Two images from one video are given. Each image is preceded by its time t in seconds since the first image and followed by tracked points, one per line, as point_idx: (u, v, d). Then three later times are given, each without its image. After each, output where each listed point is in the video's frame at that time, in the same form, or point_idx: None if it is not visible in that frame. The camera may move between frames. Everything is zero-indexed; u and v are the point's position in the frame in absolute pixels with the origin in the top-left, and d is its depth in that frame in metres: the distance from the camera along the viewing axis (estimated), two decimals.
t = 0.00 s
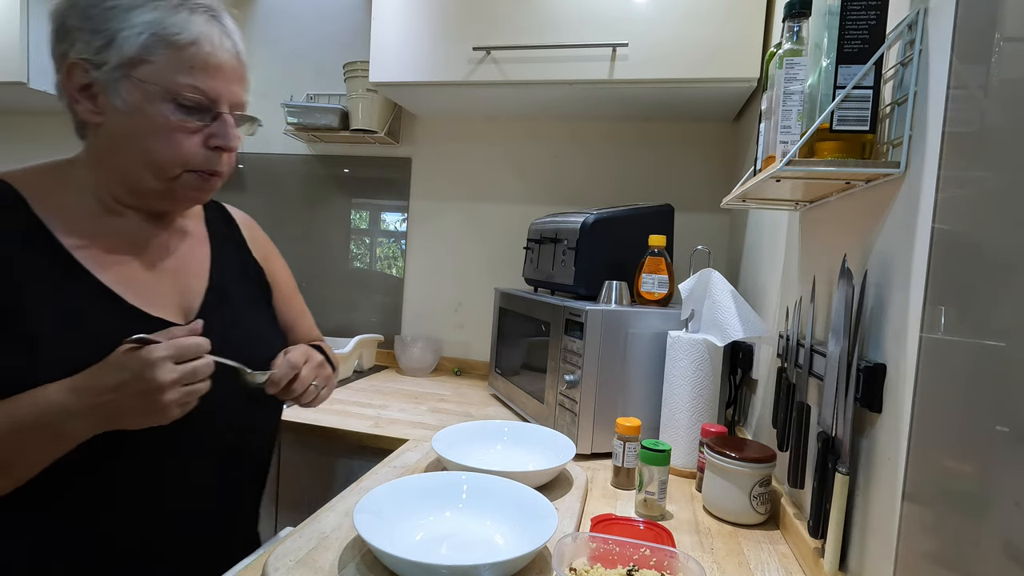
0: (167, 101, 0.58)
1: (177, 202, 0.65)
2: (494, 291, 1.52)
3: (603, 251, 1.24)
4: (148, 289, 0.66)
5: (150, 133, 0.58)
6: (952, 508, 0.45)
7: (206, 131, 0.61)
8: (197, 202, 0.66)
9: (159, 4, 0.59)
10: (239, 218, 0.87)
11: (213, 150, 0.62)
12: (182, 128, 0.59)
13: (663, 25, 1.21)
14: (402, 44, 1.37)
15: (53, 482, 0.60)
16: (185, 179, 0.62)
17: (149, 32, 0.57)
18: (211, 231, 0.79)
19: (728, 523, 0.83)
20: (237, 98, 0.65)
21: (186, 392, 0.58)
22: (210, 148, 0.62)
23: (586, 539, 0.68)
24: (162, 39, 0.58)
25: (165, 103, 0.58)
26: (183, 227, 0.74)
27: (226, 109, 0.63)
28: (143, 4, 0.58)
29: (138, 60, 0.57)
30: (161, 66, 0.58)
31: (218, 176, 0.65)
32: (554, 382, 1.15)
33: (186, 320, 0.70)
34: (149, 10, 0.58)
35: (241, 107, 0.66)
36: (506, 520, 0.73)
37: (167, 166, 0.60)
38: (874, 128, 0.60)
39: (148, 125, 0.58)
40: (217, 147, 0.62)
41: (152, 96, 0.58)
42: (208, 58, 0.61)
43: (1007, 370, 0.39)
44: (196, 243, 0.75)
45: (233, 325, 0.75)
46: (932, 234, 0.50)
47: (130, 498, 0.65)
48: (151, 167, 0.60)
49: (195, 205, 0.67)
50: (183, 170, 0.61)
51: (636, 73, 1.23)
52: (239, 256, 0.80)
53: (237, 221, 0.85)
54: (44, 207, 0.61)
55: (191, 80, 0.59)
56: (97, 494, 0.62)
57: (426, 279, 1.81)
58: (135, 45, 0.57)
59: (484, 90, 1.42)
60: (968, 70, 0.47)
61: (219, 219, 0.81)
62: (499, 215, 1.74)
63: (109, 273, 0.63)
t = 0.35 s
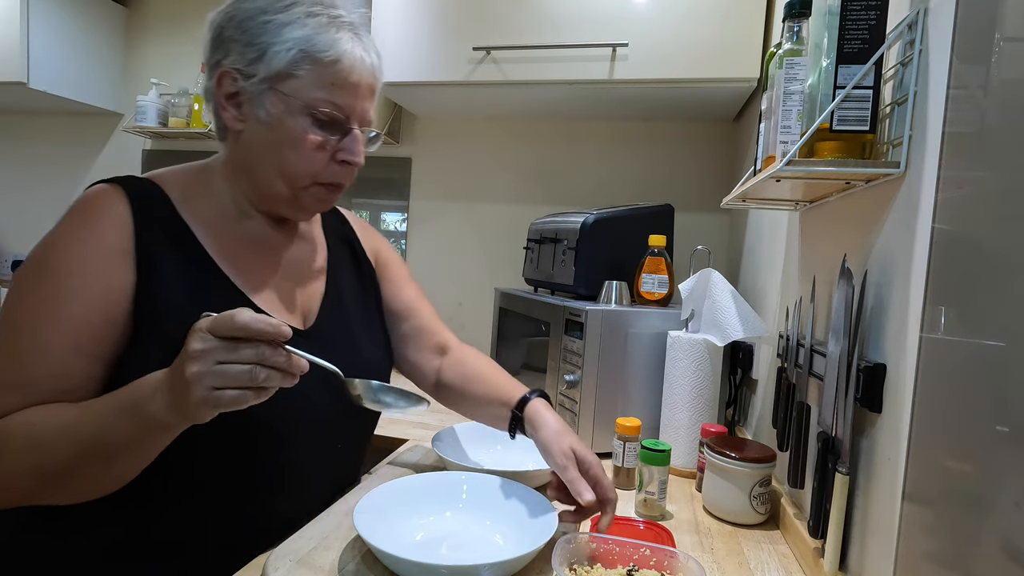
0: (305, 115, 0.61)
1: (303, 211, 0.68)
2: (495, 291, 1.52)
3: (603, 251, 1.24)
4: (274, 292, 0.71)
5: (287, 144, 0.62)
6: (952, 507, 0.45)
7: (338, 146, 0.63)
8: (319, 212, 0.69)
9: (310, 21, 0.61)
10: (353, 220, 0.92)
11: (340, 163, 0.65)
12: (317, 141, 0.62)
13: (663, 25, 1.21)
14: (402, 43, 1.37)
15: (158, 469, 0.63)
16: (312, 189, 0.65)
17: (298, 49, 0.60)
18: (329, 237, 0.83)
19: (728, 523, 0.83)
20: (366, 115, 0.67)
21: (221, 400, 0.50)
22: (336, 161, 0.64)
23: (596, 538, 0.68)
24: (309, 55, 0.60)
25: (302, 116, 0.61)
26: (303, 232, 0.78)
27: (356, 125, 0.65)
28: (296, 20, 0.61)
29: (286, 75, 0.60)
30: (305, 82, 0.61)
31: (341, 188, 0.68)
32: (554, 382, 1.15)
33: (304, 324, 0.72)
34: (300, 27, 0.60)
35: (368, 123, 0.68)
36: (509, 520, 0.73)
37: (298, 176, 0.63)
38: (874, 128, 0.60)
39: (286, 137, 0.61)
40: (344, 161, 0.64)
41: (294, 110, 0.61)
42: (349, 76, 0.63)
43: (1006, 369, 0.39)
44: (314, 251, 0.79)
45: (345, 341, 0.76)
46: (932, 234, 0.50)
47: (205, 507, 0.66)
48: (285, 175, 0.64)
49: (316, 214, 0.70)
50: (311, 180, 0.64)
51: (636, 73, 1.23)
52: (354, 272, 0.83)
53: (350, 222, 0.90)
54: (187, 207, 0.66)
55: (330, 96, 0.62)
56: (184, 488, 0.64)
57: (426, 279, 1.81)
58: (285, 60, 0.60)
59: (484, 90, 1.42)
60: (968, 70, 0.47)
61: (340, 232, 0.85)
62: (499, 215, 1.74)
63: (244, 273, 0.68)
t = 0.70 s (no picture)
0: (335, 117, 0.61)
1: (326, 217, 0.68)
2: (494, 291, 1.52)
3: (603, 252, 1.24)
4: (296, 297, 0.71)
5: (316, 149, 0.61)
6: (952, 508, 0.45)
7: (366, 151, 0.63)
8: (343, 218, 0.69)
9: (345, 22, 0.60)
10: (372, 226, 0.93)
11: (367, 168, 0.64)
12: (345, 145, 0.61)
13: (663, 26, 1.21)
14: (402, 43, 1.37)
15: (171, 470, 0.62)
16: (338, 195, 0.65)
17: (332, 50, 0.59)
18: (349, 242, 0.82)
19: (728, 523, 0.83)
20: (396, 120, 0.66)
21: (272, 386, 0.48)
22: (364, 167, 0.63)
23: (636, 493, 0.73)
24: (342, 57, 0.59)
25: (332, 119, 0.61)
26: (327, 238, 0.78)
27: (385, 130, 0.64)
28: (330, 21, 0.60)
29: (318, 77, 0.60)
30: (337, 85, 0.60)
31: (366, 194, 0.67)
32: (554, 382, 1.15)
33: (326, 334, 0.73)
34: (334, 28, 0.59)
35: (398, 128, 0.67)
36: (511, 519, 0.73)
37: (324, 181, 0.63)
38: (874, 128, 0.60)
39: (315, 141, 0.61)
40: (372, 167, 0.64)
41: (324, 114, 0.60)
42: (382, 79, 0.61)
43: (1006, 369, 0.39)
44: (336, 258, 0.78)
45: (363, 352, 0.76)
46: (932, 234, 0.50)
47: (213, 509, 0.64)
48: (311, 180, 0.63)
49: (339, 219, 0.69)
50: (338, 184, 0.64)
51: (636, 73, 1.23)
52: (376, 281, 0.83)
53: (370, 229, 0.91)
54: (213, 207, 0.66)
55: (362, 99, 0.61)
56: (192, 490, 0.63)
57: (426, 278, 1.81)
58: (318, 62, 0.59)
59: (483, 90, 1.42)
60: (968, 70, 0.47)
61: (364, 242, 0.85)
62: (499, 215, 1.74)
63: (268, 277, 0.68)
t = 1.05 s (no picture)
0: (299, 109, 0.60)
1: (285, 206, 0.68)
2: (495, 291, 1.52)
3: (603, 251, 1.24)
4: (260, 284, 0.70)
5: (278, 139, 0.61)
6: (953, 508, 0.45)
7: (330, 144, 0.63)
8: (302, 208, 0.69)
9: (312, 12, 0.60)
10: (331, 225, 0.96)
11: (330, 161, 0.65)
12: (309, 138, 0.62)
13: (663, 26, 1.21)
14: (403, 43, 1.37)
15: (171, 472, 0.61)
16: (298, 185, 0.65)
17: (298, 41, 0.59)
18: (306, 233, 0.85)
19: (728, 523, 0.83)
20: (359, 113, 0.67)
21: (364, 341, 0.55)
22: (327, 159, 0.64)
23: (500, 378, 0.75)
24: (308, 48, 0.59)
25: (296, 110, 0.60)
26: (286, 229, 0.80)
27: (349, 122, 0.65)
28: (295, 9, 0.59)
29: (283, 67, 0.59)
30: (301, 76, 0.60)
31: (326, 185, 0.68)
32: (554, 382, 1.15)
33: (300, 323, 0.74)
34: (301, 18, 0.59)
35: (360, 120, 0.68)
36: (509, 518, 0.73)
37: (285, 171, 0.63)
38: (874, 128, 0.60)
39: (277, 132, 0.61)
40: (335, 160, 0.65)
41: (287, 105, 0.60)
42: (348, 72, 0.62)
43: (1006, 370, 0.39)
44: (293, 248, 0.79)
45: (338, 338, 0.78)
46: (932, 234, 0.50)
47: (212, 514, 0.63)
48: (272, 170, 0.63)
49: (300, 208, 0.70)
50: (301, 176, 0.64)
51: (636, 74, 1.23)
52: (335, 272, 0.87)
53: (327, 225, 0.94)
54: (172, 191, 0.63)
55: (327, 92, 0.61)
56: (204, 492, 0.62)
57: (426, 278, 1.81)
58: (283, 52, 0.59)
59: (484, 90, 1.42)
60: (968, 70, 0.46)
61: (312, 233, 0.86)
62: (499, 215, 1.74)
63: (237, 264, 0.67)
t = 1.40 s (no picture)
0: (301, 122, 0.61)
1: (281, 213, 0.68)
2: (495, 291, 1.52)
3: (602, 251, 1.24)
4: (272, 282, 0.70)
5: (279, 151, 0.61)
6: (953, 508, 0.45)
7: (330, 158, 0.64)
8: (296, 216, 0.69)
9: (321, 30, 0.60)
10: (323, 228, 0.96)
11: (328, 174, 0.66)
12: (310, 150, 0.62)
13: (663, 26, 1.21)
14: (403, 43, 1.36)
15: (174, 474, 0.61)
16: (295, 195, 0.65)
17: (306, 57, 0.59)
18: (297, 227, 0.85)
19: (728, 523, 0.83)
20: (358, 128, 0.68)
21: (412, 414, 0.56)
22: (325, 172, 0.65)
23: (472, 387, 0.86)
24: (315, 64, 0.60)
25: (299, 123, 0.61)
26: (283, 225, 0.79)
27: (348, 137, 0.66)
28: (303, 25, 0.59)
29: (288, 81, 0.59)
30: (305, 90, 0.60)
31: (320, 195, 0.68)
32: (554, 382, 1.15)
33: (309, 314, 0.74)
34: (310, 34, 0.59)
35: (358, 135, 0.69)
36: (508, 517, 0.74)
37: (283, 181, 0.63)
38: (874, 128, 0.60)
39: (278, 143, 0.61)
40: (334, 173, 0.66)
41: (291, 118, 0.60)
42: (352, 90, 0.63)
43: (1006, 370, 0.39)
44: (289, 245, 0.79)
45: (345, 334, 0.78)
46: (932, 234, 0.50)
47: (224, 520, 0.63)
48: (270, 179, 0.63)
49: (294, 216, 0.70)
50: (298, 186, 0.64)
51: (636, 73, 1.23)
52: (331, 264, 0.86)
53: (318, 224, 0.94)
54: (173, 191, 0.62)
55: (330, 108, 0.62)
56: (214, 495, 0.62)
57: (426, 279, 1.81)
58: (290, 66, 0.59)
59: (484, 90, 1.42)
60: (968, 70, 0.47)
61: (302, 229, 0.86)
62: (499, 215, 1.74)
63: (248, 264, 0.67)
